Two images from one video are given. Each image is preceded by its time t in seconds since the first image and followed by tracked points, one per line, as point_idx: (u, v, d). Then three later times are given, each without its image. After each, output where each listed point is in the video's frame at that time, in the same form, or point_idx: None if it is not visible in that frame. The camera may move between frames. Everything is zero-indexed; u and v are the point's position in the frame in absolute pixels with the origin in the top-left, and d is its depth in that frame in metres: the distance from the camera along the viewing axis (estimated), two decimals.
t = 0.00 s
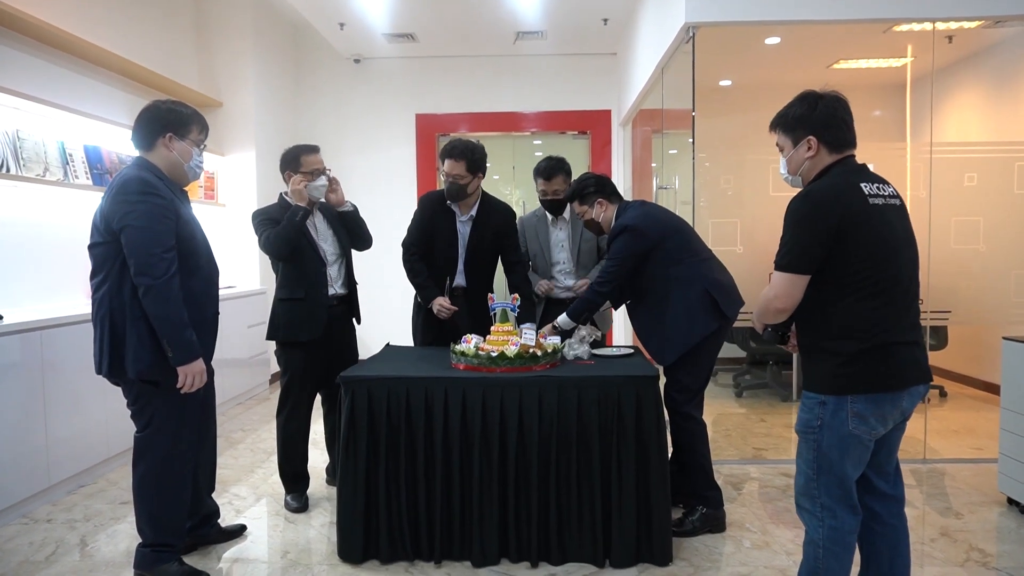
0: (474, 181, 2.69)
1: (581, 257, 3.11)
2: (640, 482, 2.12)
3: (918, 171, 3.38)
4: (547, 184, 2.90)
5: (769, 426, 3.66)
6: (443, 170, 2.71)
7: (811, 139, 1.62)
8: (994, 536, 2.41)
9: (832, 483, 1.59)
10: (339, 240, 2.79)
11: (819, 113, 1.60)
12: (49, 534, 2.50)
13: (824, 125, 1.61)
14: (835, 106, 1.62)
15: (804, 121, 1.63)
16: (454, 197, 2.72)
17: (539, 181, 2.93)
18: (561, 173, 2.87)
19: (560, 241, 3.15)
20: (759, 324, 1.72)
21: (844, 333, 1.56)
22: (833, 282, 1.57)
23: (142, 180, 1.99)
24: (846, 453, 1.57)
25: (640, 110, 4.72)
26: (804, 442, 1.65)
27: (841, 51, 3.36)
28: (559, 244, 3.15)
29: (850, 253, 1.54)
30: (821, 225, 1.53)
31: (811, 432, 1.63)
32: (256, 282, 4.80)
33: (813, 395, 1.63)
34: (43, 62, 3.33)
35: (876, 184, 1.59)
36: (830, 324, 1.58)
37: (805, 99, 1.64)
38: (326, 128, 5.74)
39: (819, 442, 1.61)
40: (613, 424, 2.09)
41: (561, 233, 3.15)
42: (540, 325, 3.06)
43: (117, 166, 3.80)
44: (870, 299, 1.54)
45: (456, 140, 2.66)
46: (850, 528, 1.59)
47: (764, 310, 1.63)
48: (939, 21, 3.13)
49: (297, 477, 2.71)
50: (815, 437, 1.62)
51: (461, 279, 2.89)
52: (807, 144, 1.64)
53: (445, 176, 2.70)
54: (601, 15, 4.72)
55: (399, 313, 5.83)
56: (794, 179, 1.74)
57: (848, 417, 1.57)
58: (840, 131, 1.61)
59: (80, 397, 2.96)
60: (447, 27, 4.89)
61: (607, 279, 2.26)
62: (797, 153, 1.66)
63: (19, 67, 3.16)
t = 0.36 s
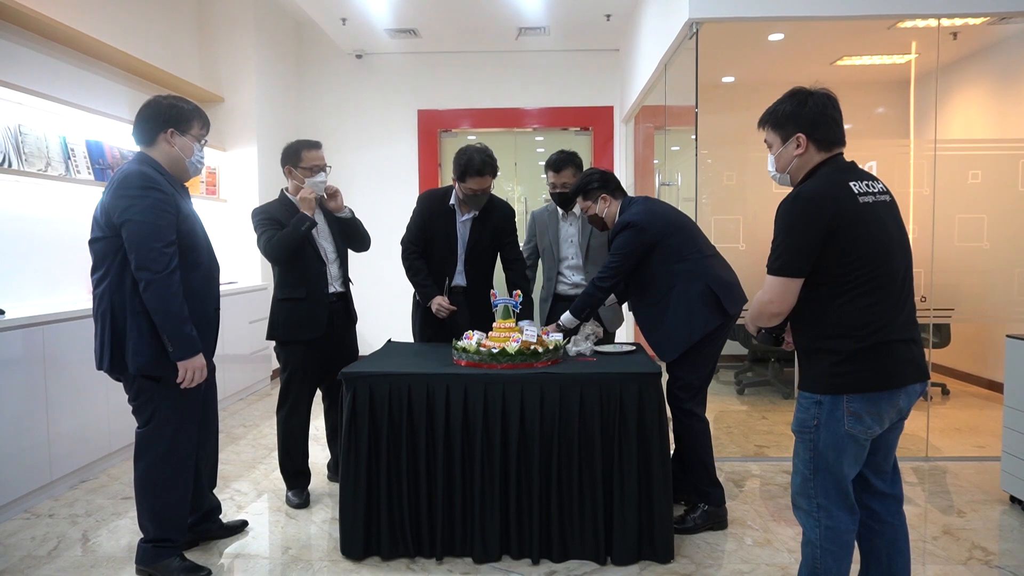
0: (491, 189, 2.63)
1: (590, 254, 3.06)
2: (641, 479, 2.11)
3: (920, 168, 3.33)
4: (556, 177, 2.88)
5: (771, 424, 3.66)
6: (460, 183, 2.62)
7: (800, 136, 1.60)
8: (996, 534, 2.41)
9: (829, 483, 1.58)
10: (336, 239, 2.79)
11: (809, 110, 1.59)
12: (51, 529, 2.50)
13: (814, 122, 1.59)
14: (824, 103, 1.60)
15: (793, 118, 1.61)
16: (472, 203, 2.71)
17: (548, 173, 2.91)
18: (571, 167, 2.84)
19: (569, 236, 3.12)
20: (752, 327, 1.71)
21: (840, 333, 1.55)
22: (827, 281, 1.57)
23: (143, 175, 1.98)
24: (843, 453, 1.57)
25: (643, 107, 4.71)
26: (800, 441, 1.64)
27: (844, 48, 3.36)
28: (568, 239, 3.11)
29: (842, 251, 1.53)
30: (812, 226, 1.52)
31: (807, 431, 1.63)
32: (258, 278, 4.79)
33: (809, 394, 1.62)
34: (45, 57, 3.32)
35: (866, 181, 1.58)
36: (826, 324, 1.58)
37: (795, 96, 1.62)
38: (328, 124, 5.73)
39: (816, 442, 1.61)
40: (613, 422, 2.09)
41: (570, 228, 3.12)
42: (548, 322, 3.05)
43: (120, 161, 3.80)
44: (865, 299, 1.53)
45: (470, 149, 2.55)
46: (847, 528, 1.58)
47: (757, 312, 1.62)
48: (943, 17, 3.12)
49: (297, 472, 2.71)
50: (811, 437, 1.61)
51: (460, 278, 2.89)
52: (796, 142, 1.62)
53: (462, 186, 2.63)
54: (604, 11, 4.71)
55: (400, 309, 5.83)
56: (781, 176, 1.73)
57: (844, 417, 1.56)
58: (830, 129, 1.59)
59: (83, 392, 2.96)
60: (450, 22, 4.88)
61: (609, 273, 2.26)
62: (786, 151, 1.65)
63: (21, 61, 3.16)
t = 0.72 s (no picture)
0: (497, 188, 2.64)
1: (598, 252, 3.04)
2: (641, 476, 2.11)
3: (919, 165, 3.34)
4: (561, 177, 2.89)
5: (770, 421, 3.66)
6: (466, 182, 2.62)
7: (782, 138, 1.58)
8: (995, 532, 2.41)
9: (789, 479, 1.58)
10: (337, 237, 2.79)
11: (789, 112, 1.57)
12: (50, 525, 2.50)
13: (795, 124, 1.57)
14: (803, 104, 1.58)
15: (774, 120, 1.59)
16: (476, 203, 2.71)
17: (555, 173, 2.92)
18: (576, 166, 2.84)
19: (576, 231, 3.09)
20: (738, 333, 1.69)
21: (827, 338, 1.54)
22: (812, 286, 1.55)
23: (144, 170, 1.98)
24: (808, 451, 1.56)
25: (643, 104, 4.70)
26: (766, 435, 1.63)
27: (844, 45, 3.35)
28: (575, 235, 3.08)
29: (827, 255, 1.51)
30: (797, 232, 1.49)
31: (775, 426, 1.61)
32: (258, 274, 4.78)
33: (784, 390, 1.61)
34: (44, 52, 3.31)
35: (849, 183, 1.56)
36: (812, 329, 1.56)
37: (774, 97, 1.60)
38: (328, 120, 5.72)
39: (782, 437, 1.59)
40: (613, 420, 2.09)
41: (579, 224, 3.09)
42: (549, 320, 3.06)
43: (119, 157, 3.79)
44: (851, 303, 1.52)
45: (478, 150, 2.55)
46: (796, 525, 1.57)
47: (744, 317, 1.60)
48: (945, 13, 3.10)
49: (297, 469, 2.71)
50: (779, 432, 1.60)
51: (461, 276, 2.90)
52: (777, 144, 1.60)
53: (469, 185, 2.63)
54: (605, 7, 4.69)
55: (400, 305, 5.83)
56: (764, 179, 1.71)
57: (816, 415, 1.55)
58: (810, 131, 1.58)
59: (82, 389, 2.96)
60: (450, 18, 4.86)
61: (612, 270, 2.26)
62: (767, 153, 1.63)
63: (20, 57, 3.14)
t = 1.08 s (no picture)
0: (497, 182, 2.65)
1: (596, 251, 3.01)
2: (643, 474, 2.11)
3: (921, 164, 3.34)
4: (556, 177, 2.89)
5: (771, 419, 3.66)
6: (466, 175, 2.64)
7: (675, 162, 1.51)
8: (997, 530, 2.41)
9: (710, 490, 1.51)
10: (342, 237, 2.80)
11: (679, 133, 1.50)
12: (51, 521, 2.50)
13: (688, 146, 1.50)
14: (694, 125, 1.52)
15: (667, 143, 1.52)
16: (476, 197, 2.72)
17: (549, 174, 2.92)
18: (570, 165, 2.84)
19: (574, 230, 3.07)
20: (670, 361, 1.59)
21: (746, 354, 1.47)
22: (725, 304, 1.47)
23: (155, 167, 1.98)
24: (730, 461, 1.50)
25: (645, 101, 4.69)
26: (691, 444, 1.56)
27: (846, 42, 3.34)
28: (572, 234, 3.07)
29: (735, 271, 1.43)
30: (700, 254, 1.41)
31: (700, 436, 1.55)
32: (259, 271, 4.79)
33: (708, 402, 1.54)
34: (45, 48, 3.30)
35: (747, 197, 1.49)
36: (731, 346, 1.48)
37: (665, 119, 1.54)
38: (329, 117, 5.71)
39: (705, 448, 1.52)
40: (614, 417, 2.09)
41: (575, 223, 3.07)
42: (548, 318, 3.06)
43: (120, 154, 3.79)
44: (766, 317, 1.45)
45: (480, 143, 2.58)
46: (710, 537, 1.49)
47: (666, 349, 1.50)
48: (950, 10, 3.12)
49: (297, 466, 2.71)
50: (703, 442, 1.53)
51: (463, 272, 2.89)
52: (673, 168, 1.53)
53: (469, 178, 2.64)
54: (606, 4, 4.68)
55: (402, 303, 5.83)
56: (667, 205, 1.63)
57: (739, 426, 1.48)
58: (704, 151, 1.51)
59: (83, 385, 2.96)
60: (451, 15, 4.85)
61: (640, 273, 2.18)
62: (664, 178, 1.55)
63: (20, 54, 3.14)
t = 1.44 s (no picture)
0: (501, 177, 2.65)
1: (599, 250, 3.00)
2: (647, 472, 2.12)
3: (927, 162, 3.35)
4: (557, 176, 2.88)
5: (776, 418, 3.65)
6: (469, 172, 2.65)
7: (601, 178, 1.51)
8: (1001, 529, 2.41)
9: (698, 492, 1.50)
10: (351, 237, 2.80)
11: (600, 150, 1.51)
12: (59, 518, 2.52)
13: (609, 162, 1.51)
14: (615, 139, 1.53)
15: (590, 162, 1.52)
16: (481, 194, 2.72)
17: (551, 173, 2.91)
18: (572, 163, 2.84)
19: (576, 229, 3.06)
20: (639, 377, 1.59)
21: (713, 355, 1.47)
22: (682, 309, 1.47)
23: (158, 166, 1.99)
24: (715, 460, 1.49)
25: (650, 100, 4.69)
26: (673, 449, 1.55)
27: (853, 41, 3.33)
28: (575, 233, 3.07)
29: (685, 278, 1.43)
30: (647, 268, 1.41)
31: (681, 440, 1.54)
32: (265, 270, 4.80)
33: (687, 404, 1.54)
34: (52, 47, 3.31)
35: (679, 199, 1.50)
36: (697, 349, 1.49)
37: (585, 138, 1.55)
38: (334, 115, 5.72)
39: (688, 450, 1.52)
40: (618, 416, 2.09)
41: (577, 222, 3.07)
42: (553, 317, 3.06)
43: (127, 153, 3.81)
44: (724, 315, 1.45)
45: (481, 140, 2.58)
46: (703, 539, 1.48)
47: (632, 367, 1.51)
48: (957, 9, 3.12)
49: (302, 464, 2.72)
50: (685, 445, 1.53)
51: (469, 271, 2.89)
52: (600, 184, 1.53)
53: (471, 176, 2.65)
54: (611, 3, 4.67)
55: (406, 301, 5.84)
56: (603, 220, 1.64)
57: (720, 425, 1.48)
58: (628, 163, 1.51)
59: (91, 383, 2.98)
60: (456, 14, 4.85)
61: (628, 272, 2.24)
62: (593, 195, 1.56)
63: (28, 54, 3.16)
